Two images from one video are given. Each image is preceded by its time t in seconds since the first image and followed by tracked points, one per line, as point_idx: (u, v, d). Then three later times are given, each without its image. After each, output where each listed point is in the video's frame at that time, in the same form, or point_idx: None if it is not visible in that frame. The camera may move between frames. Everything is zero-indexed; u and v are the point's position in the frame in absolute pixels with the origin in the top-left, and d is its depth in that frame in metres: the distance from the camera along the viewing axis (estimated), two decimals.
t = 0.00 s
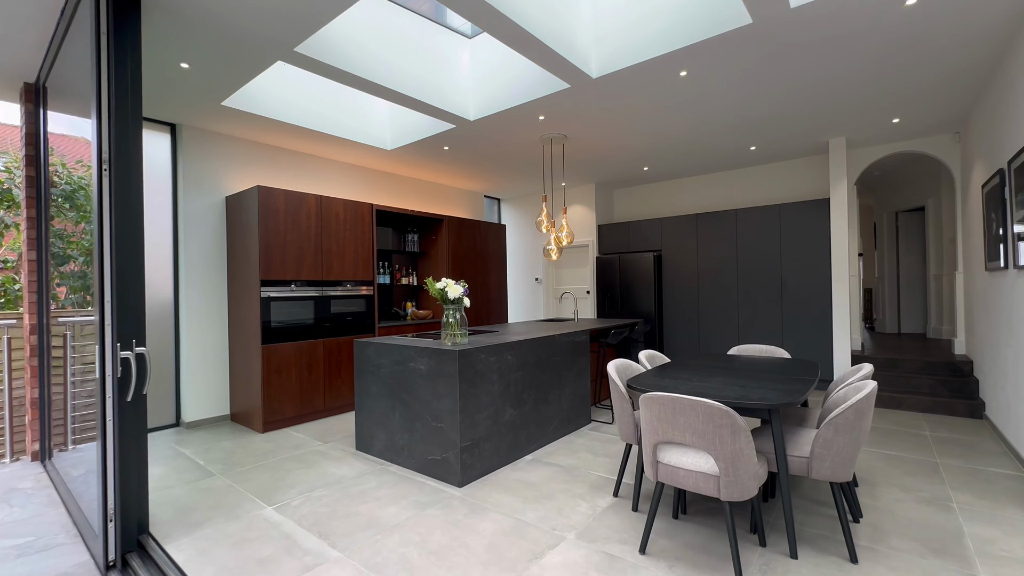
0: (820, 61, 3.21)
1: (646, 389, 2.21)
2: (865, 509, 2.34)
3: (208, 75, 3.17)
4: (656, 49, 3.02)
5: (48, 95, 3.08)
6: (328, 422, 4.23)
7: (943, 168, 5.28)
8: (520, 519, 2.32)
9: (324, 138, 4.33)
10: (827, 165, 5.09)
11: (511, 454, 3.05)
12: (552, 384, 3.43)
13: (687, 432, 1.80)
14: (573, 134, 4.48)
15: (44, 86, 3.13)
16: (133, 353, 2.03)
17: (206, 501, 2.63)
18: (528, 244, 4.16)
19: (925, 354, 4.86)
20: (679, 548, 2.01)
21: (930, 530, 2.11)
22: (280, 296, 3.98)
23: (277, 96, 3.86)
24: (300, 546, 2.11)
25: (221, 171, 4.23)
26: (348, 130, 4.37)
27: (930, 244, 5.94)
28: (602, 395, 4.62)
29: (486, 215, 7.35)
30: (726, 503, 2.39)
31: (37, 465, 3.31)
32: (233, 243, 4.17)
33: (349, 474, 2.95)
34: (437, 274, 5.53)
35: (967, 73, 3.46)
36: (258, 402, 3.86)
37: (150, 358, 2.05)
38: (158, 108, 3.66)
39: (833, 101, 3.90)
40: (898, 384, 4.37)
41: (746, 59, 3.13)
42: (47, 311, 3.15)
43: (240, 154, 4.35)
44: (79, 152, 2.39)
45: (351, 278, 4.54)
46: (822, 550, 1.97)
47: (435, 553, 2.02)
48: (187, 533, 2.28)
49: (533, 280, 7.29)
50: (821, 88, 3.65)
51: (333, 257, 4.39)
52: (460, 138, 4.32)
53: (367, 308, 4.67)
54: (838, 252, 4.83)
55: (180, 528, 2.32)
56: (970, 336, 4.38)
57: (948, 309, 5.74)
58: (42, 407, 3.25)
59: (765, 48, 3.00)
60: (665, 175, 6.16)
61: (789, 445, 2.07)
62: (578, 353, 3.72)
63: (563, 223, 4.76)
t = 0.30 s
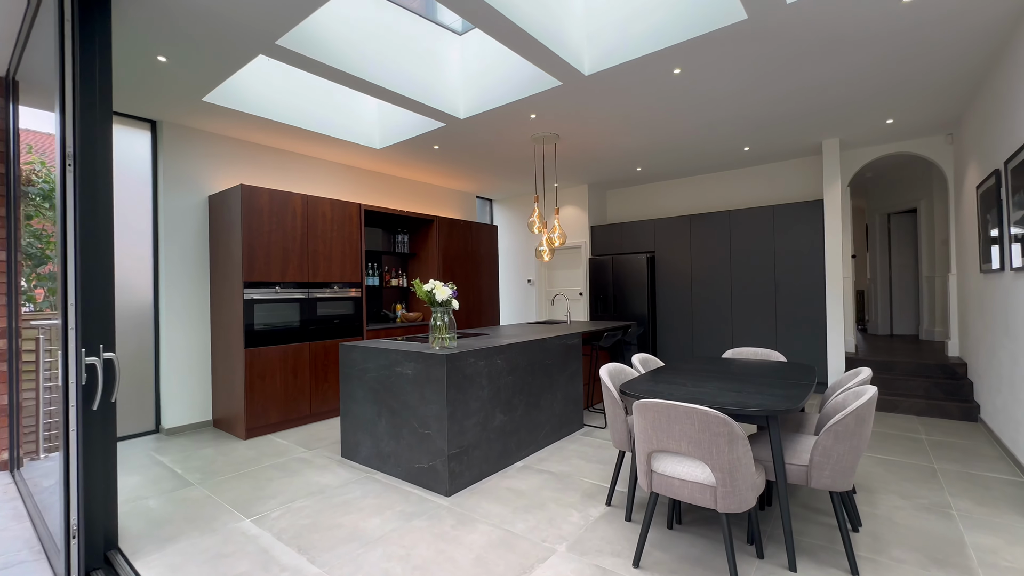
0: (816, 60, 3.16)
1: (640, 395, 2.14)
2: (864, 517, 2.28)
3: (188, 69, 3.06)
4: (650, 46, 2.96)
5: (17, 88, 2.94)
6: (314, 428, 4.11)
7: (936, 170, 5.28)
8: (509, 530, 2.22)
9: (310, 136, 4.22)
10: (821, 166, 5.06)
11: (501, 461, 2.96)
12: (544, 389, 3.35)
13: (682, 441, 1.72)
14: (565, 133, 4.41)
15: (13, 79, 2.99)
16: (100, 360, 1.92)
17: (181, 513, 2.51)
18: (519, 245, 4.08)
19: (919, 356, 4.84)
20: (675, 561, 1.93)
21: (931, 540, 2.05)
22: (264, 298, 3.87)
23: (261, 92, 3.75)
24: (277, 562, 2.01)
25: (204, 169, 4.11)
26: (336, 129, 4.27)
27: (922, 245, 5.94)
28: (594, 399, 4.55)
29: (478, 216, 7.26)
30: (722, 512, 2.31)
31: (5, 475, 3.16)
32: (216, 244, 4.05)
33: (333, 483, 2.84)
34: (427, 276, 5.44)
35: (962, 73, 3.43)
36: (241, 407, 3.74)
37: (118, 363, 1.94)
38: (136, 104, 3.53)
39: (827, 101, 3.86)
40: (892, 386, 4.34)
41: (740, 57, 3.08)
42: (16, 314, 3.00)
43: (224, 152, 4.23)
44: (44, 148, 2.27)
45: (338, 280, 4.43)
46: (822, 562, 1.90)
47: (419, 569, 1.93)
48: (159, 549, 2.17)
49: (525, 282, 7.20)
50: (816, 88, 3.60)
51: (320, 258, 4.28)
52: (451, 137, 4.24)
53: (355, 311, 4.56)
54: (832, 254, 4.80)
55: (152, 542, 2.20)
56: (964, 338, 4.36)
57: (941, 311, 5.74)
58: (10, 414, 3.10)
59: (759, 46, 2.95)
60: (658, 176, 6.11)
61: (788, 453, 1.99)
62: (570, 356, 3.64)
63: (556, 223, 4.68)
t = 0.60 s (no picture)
0: (816, 56, 3.10)
1: (636, 400, 2.06)
2: (867, 525, 2.20)
3: (170, 63, 2.96)
4: (645, 41, 2.89)
5: None
6: (303, 432, 4.02)
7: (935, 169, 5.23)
8: (500, 541, 2.14)
9: (300, 133, 4.13)
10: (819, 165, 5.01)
11: (494, 467, 2.88)
12: (538, 392, 3.26)
13: (679, 450, 1.64)
14: (560, 132, 4.34)
15: None
16: (70, 364, 1.83)
17: (159, 523, 2.41)
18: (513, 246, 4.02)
19: (919, 357, 4.79)
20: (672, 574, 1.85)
21: (938, 550, 1.97)
22: (252, 299, 3.77)
23: (248, 88, 3.67)
24: None
25: (190, 167, 4.02)
26: (325, 125, 4.17)
27: (921, 246, 5.89)
28: (590, 401, 4.47)
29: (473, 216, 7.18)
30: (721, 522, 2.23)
31: None
32: (202, 243, 3.95)
33: (319, 490, 2.75)
34: (421, 276, 5.35)
35: (963, 70, 3.37)
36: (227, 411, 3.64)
37: (89, 368, 1.85)
38: (119, 99, 3.44)
39: (826, 99, 3.79)
40: (892, 389, 4.28)
41: (738, 52, 3.01)
42: None
43: (212, 149, 4.14)
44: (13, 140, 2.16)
45: (329, 280, 4.34)
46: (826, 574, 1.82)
47: None
48: (132, 561, 2.07)
49: (521, 283, 7.13)
50: (815, 85, 3.54)
51: (310, 258, 4.19)
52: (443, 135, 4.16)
53: (346, 312, 4.47)
54: (831, 254, 4.74)
55: (126, 555, 2.11)
56: (964, 340, 4.31)
57: (940, 312, 5.70)
58: None
59: (757, 41, 2.88)
60: (655, 176, 6.05)
61: (790, 461, 1.91)
62: (565, 359, 3.56)
63: (551, 223, 4.61)
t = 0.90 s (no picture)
0: (814, 54, 3.03)
1: (629, 407, 1.98)
2: (867, 536, 2.13)
3: (151, 58, 2.88)
4: (639, 37, 2.82)
5: None
6: (291, 437, 3.93)
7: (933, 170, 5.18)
8: (488, 553, 2.06)
9: (288, 132, 4.05)
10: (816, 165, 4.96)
11: (484, 474, 2.80)
12: (530, 397, 3.18)
13: (673, 460, 1.57)
14: (554, 130, 4.27)
15: None
16: (36, 370, 1.74)
17: (135, 534, 2.32)
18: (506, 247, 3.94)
19: (916, 360, 4.74)
20: None
21: (940, 562, 1.90)
22: (238, 300, 3.68)
23: (234, 85, 3.58)
24: None
25: (176, 166, 3.93)
26: (316, 123, 4.10)
27: (919, 247, 5.84)
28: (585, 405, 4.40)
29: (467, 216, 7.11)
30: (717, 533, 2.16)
31: None
32: (188, 243, 3.86)
33: (303, 499, 2.66)
34: (413, 278, 5.27)
35: (963, 69, 3.32)
36: (212, 416, 3.55)
37: (56, 374, 1.77)
38: (100, 96, 3.35)
39: (823, 98, 3.74)
40: (891, 392, 4.22)
41: (734, 49, 2.95)
42: None
43: (199, 147, 4.05)
44: None
45: (318, 282, 4.25)
46: None
47: None
48: None
49: (516, 284, 7.05)
50: (813, 83, 3.48)
51: (299, 259, 4.10)
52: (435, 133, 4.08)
53: (336, 314, 4.39)
54: (828, 255, 4.68)
55: (97, 569, 2.02)
56: (963, 342, 4.25)
57: (938, 314, 5.65)
58: None
59: (753, 38, 2.82)
60: (652, 176, 5.99)
61: (788, 471, 1.84)
62: (558, 362, 3.48)
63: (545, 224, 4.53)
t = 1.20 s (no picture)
0: (812, 53, 2.98)
1: (623, 411, 1.92)
2: (866, 543, 2.08)
3: (133, 53, 2.80)
4: (634, 33, 2.76)
5: None
6: (279, 441, 3.85)
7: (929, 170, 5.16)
8: (477, 563, 1.98)
9: (278, 130, 3.97)
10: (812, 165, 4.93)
11: (475, 480, 2.73)
12: (523, 400, 3.12)
13: (667, 468, 1.51)
14: (549, 130, 4.21)
15: None
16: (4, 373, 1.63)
17: (113, 544, 2.24)
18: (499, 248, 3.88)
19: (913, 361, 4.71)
20: None
21: (942, 571, 1.85)
22: (226, 301, 3.60)
23: (222, 81, 3.51)
24: None
25: (163, 164, 3.85)
26: (306, 121, 4.02)
27: (915, 248, 5.82)
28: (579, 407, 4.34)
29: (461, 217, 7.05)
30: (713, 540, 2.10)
31: None
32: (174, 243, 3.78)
33: (289, 506, 2.59)
34: (406, 279, 5.20)
35: (961, 68, 3.28)
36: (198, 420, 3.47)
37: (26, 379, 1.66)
38: (83, 92, 3.26)
39: (820, 98, 3.70)
40: (887, 394, 4.18)
41: (730, 46, 2.89)
42: None
43: (186, 145, 3.98)
44: None
45: (308, 283, 4.18)
46: None
47: None
48: None
49: (511, 285, 7.00)
50: (811, 82, 3.43)
51: (289, 259, 4.03)
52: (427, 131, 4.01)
53: (326, 316, 4.31)
54: (825, 256, 4.65)
55: None
56: (961, 344, 4.22)
57: (933, 315, 5.63)
58: None
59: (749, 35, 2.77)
60: (647, 176, 5.94)
61: (787, 478, 1.78)
62: (552, 364, 3.42)
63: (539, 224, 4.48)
